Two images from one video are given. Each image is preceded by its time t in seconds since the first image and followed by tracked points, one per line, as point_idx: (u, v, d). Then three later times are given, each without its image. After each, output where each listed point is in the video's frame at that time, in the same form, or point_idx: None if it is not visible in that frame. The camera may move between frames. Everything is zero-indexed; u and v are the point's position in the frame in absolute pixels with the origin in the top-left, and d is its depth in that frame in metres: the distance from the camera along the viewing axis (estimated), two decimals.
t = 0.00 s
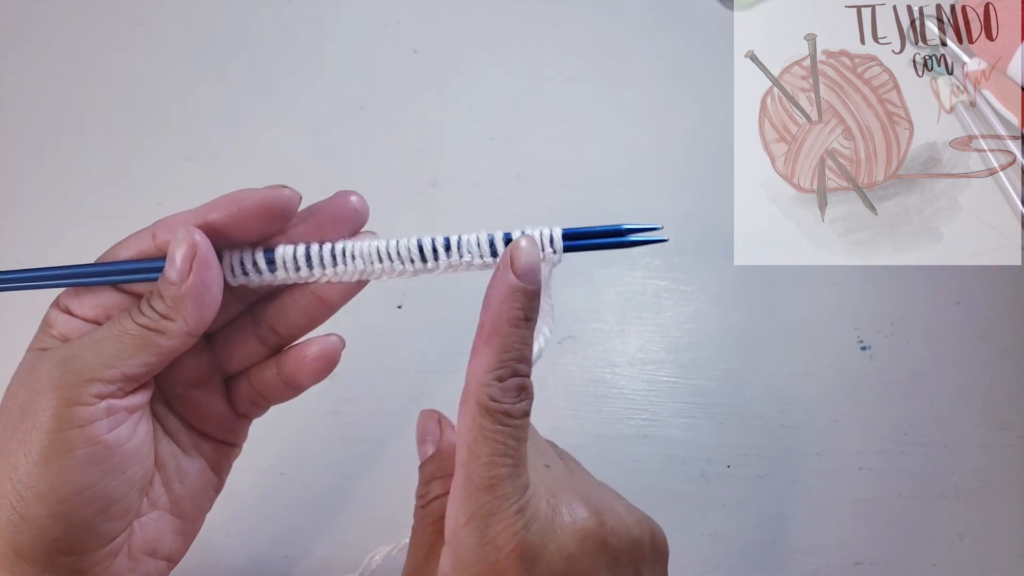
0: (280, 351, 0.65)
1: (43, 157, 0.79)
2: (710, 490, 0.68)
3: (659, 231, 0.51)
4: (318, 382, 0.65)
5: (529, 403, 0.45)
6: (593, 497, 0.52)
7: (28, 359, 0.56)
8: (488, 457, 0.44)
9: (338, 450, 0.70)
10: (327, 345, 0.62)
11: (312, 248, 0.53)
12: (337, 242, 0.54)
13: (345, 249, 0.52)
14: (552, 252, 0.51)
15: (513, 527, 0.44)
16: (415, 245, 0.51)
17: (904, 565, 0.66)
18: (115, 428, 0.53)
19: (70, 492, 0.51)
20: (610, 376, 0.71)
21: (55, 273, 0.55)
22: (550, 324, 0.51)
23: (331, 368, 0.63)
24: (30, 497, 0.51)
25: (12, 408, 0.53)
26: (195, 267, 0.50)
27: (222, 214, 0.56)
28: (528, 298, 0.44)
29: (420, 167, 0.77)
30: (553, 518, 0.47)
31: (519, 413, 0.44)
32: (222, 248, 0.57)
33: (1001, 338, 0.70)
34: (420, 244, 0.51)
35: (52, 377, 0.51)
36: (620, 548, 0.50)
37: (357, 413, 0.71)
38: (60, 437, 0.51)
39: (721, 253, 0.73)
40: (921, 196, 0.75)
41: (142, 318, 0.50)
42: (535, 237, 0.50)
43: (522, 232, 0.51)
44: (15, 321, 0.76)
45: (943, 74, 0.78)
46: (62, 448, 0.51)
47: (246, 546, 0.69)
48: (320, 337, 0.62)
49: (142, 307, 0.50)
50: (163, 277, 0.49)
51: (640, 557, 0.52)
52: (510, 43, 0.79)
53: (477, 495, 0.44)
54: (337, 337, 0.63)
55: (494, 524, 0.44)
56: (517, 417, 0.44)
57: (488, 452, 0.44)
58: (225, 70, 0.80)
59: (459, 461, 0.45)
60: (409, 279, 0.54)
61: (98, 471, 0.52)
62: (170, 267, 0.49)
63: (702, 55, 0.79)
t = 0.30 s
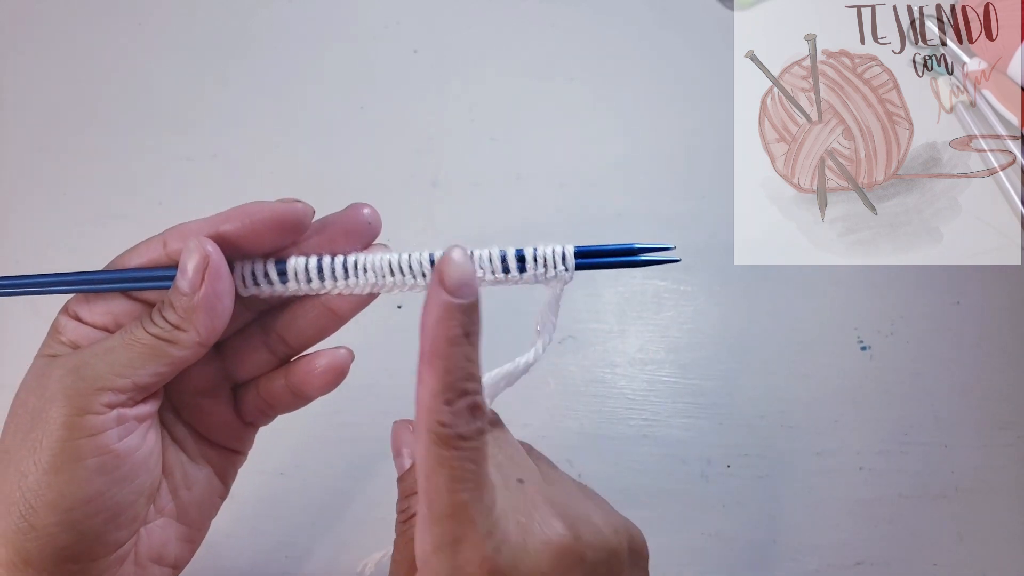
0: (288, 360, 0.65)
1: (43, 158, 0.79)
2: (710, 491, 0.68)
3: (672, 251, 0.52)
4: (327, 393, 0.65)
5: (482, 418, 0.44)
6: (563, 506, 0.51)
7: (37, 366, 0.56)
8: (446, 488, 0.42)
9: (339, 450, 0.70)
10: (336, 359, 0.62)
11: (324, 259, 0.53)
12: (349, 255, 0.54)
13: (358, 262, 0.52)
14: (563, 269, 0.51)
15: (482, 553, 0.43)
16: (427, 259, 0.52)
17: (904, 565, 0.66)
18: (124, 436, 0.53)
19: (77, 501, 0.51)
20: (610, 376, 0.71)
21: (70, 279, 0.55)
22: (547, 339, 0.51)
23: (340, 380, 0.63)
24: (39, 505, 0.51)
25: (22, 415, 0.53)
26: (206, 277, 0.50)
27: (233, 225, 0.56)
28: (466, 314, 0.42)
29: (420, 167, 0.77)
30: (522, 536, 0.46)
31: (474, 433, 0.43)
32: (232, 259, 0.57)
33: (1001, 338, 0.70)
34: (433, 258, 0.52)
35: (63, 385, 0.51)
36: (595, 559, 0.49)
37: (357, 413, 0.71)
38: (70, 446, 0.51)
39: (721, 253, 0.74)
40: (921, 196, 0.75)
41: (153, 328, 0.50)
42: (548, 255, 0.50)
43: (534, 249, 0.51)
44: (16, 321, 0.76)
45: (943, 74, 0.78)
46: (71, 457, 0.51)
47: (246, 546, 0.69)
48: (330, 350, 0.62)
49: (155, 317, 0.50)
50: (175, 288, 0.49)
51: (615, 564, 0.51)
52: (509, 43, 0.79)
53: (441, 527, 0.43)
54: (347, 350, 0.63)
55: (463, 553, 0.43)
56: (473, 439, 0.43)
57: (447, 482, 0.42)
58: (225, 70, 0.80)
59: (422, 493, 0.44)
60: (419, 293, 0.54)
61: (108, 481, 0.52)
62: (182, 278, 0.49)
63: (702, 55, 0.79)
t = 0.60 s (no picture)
0: (290, 364, 0.65)
1: (43, 159, 0.79)
2: (710, 491, 0.68)
3: (673, 258, 0.52)
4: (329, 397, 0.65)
5: (477, 404, 0.45)
6: (552, 493, 0.52)
7: (39, 367, 0.55)
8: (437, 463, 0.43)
9: (339, 450, 0.70)
10: (338, 364, 0.62)
11: (329, 264, 0.53)
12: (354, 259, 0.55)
13: (363, 267, 0.52)
14: (568, 277, 0.51)
15: (471, 530, 0.44)
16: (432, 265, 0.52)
17: (904, 565, 0.66)
18: (128, 438, 0.53)
19: (81, 502, 0.51)
20: (611, 376, 0.71)
21: (74, 281, 0.55)
22: (547, 338, 0.54)
23: (342, 385, 0.63)
24: (42, 507, 0.50)
25: (23, 417, 0.52)
26: (211, 280, 0.50)
27: (239, 230, 0.56)
28: (462, 299, 0.43)
29: (420, 167, 0.77)
30: (510, 516, 0.47)
31: (468, 416, 0.44)
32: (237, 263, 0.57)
33: (1001, 338, 0.70)
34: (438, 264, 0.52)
35: (67, 387, 0.51)
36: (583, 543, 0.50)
37: (357, 413, 0.71)
38: (73, 448, 0.50)
39: (721, 253, 0.73)
40: (921, 196, 0.75)
41: (158, 331, 0.50)
42: (552, 262, 0.50)
43: (539, 257, 0.51)
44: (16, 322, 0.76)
45: (943, 74, 0.78)
46: (74, 458, 0.50)
47: (246, 546, 0.69)
48: (332, 355, 0.62)
49: (159, 320, 0.50)
50: (180, 291, 0.49)
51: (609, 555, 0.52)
52: (510, 43, 0.79)
53: (431, 506, 0.44)
54: (348, 355, 0.63)
55: (453, 532, 0.44)
56: (466, 420, 0.44)
57: (439, 459, 0.43)
58: (225, 70, 0.80)
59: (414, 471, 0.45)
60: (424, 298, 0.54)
61: (112, 482, 0.52)
62: (186, 281, 0.49)
63: (702, 56, 0.79)
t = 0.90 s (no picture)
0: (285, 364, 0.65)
1: (43, 159, 0.79)
2: (710, 491, 0.68)
3: (672, 257, 0.51)
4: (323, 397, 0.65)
5: (503, 404, 0.45)
6: (573, 497, 0.51)
7: (35, 367, 0.55)
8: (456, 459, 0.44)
9: (339, 450, 0.70)
10: (331, 364, 0.62)
11: (322, 263, 0.53)
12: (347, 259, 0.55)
13: (356, 266, 0.53)
14: (563, 276, 0.51)
15: (490, 528, 0.44)
16: (426, 265, 0.52)
17: (903, 565, 0.66)
18: (123, 439, 0.53)
19: (77, 504, 0.51)
20: (610, 376, 0.71)
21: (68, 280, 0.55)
22: (550, 348, 0.52)
23: (337, 386, 0.63)
24: (38, 508, 0.50)
25: (20, 418, 0.52)
26: (204, 279, 0.50)
27: (233, 229, 0.56)
28: (496, 301, 0.44)
29: (420, 167, 0.77)
30: (529, 519, 0.46)
31: (492, 415, 0.44)
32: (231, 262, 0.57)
33: (1002, 338, 0.70)
34: (431, 263, 0.52)
35: (61, 387, 0.51)
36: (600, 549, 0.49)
37: (358, 413, 0.71)
38: (67, 449, 0.50)
39: (721, 252, 0.74)
40: (921, 196, 0.75)
41: (152, 331, 0.50)
42: (548, 261, 0.50)
43: (534, 256, 0.51)
44: (15, 322, 0.76)
45: (943, 75, 0.78)
46: (69, 460, 0.50)
47: (246, 546, 0.69)
48: (327, 355, 0.62)
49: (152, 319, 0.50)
50: (173, 290, 0.49)
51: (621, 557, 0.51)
52: (510, 43, 0.79)
53: (451, 500, 0.44)
54: (343, 355, 0.62)
55: (471, 529, 0.44)
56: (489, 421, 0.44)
57: (461, 457, 0.44)
58: (225, 70, 0.80)
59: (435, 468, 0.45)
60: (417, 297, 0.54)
61: (106, 483, 0.52)
62: (180, 281, 0.49)
63: (701, 55, 0.79)
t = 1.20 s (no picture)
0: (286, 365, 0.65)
1: (43, 159, 0.79)
2: (710, 491, 0.68)
3: (673, 257, 0.51)
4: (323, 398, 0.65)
5: (507, 406, 0.45)
6: (575, 498, 0.51)
7: (37, 368, 0.55)
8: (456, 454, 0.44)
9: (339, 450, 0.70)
10: (331, 366, 0.62)
11: (323, 264, 0.54)
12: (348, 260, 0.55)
13: (358, 267, 0.53)
14: (565, 276, 0.51)
15: (492, 529, 0.43)
16: (427, 265, 0.52)
17: (904, 565, 0.66)
18: (123, 441, 0.53)
19: (76, 506, 0.51)
20: (610, 376, 0.71)
21: (68, 281, 0.55)
22: (551, 349, 0.53)
23: (337, 387, 0.63)
24: (38, 510, 0.50)
25: (21, 420, 0.52)
26: (206, 281, 0.50)
27: (234, 230, 0.56)
28: (503, 302, 0.44)
29: (420, 167, 0.77)
30: (530, 519, 0.45)
31: (498, 417, 0.44)
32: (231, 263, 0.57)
33: (1002, 338, 0.70)
34: (433, 263, 0.52)
35: (63, 389, 0.51)
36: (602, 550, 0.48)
37: (358, 413, 0.71)
38: (68, 451, 0.50)
39: (721, 252, 0.73)
40: (921, 196, 0.75)
41: (153, 333, 0.50)
42: (550, 261, 0.51)
43: (536, 257, 0.51)
44: (15, 323, 0.76)
45: (943, 75, 0.78)
46: (70, 462, 0.50)
47: (246, 546, 0.69)
48: (327, 356, 0.62)
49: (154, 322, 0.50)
50: (174, 292, 0.49)
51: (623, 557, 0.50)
52: (510, 43, 0.79)
53: (454, 501, 0.44)
54: (343, 356, 0.62)
55: (473, 532, 0.43)
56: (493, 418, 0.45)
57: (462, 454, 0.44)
58: (225, 71, 0.80)
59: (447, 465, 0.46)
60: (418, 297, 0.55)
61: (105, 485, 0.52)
62: (181, 282, 0.49)
63: (701, 55, 0.79)
